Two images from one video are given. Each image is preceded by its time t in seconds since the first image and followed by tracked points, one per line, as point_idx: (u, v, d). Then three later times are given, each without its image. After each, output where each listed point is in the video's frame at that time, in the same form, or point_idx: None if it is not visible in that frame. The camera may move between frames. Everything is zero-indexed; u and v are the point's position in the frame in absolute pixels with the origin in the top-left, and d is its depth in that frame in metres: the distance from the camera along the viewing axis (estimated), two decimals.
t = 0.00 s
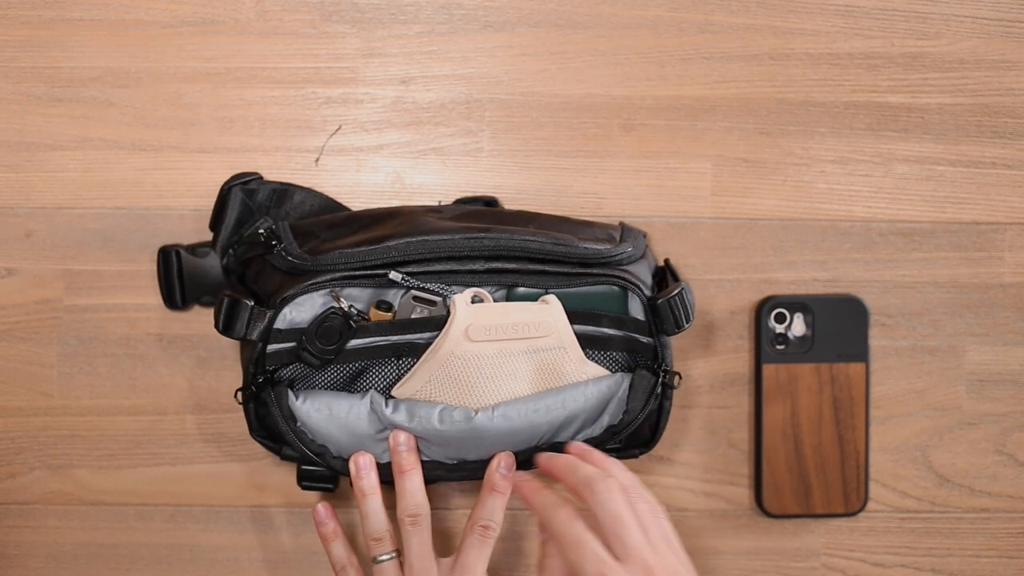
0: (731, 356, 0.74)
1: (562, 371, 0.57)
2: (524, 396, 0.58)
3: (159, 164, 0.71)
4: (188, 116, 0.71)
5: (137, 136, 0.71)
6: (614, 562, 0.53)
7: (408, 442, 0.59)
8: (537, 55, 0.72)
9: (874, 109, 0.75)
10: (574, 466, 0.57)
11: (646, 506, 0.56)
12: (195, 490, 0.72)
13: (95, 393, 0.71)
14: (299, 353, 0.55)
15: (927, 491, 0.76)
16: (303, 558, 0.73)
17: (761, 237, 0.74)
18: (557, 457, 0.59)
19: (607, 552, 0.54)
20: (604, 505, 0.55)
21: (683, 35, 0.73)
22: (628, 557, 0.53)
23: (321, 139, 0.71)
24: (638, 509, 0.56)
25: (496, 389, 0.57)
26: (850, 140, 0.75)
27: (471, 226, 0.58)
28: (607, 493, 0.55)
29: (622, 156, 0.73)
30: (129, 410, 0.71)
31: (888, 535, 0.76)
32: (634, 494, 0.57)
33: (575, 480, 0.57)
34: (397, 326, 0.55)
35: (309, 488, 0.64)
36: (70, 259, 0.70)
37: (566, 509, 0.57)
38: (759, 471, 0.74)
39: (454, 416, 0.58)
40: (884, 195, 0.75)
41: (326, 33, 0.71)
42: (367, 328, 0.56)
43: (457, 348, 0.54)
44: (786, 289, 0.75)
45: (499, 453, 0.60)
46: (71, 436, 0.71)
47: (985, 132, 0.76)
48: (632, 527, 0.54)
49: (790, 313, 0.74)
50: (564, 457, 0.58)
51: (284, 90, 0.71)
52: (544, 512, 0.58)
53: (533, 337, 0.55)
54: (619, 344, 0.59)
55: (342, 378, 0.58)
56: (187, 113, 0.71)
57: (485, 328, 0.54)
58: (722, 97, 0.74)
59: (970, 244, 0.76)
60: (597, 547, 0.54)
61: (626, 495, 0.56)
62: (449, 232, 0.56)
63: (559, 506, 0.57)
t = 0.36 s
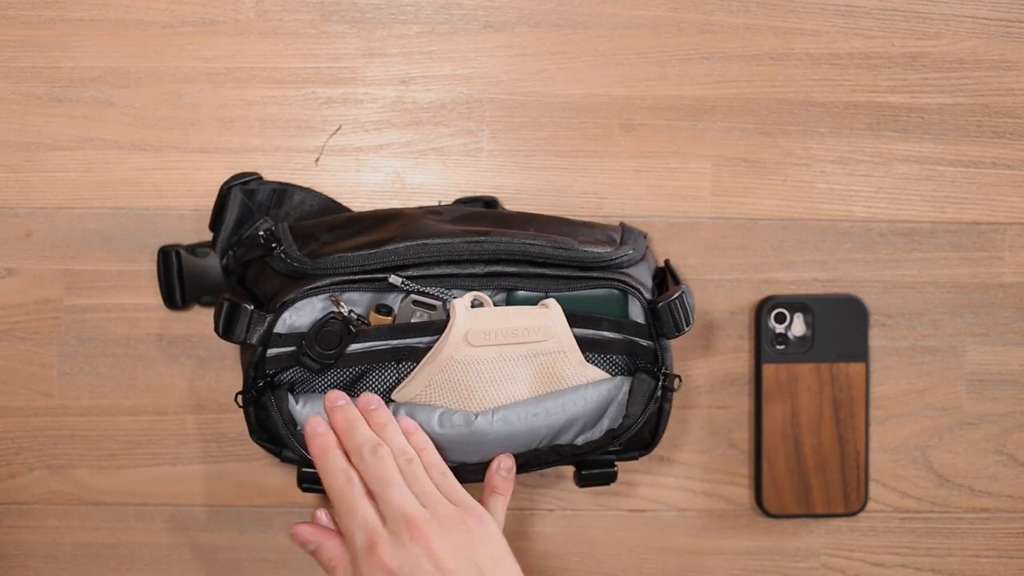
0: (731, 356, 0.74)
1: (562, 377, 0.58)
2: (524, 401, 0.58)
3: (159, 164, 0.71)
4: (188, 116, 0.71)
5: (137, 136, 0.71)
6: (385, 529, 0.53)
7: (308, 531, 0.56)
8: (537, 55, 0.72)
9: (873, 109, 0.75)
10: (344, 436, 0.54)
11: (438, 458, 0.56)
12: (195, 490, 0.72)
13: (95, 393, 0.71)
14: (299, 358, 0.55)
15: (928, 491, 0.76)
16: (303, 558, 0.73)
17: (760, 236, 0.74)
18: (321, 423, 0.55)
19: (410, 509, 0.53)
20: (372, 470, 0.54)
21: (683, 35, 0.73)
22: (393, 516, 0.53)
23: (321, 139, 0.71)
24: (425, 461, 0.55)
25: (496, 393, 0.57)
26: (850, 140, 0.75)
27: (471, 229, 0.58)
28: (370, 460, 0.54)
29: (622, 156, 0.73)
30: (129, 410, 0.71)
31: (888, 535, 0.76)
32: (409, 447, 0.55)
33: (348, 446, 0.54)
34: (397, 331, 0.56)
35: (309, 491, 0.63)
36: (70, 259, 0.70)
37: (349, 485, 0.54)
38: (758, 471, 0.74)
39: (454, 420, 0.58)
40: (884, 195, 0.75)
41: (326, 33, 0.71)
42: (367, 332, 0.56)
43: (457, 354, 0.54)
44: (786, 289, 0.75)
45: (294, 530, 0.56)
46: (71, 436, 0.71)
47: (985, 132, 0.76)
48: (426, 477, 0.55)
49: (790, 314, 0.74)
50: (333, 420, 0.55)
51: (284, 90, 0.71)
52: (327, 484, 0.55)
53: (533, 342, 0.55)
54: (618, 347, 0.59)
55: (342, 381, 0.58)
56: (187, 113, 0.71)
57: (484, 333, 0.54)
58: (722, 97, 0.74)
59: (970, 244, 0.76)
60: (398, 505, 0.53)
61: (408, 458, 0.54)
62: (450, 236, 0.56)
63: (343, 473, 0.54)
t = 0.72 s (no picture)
0: (731, 356, 0.74)
1: (561, 382, 0.58)
2: (524, 406, 0.58)
3: (159, 164, 0.71)
4: (188, 116, 0.71)
5: (137, 136, 0.71)
6: (348, 514, 0.52)
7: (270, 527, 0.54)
8: (537, 55, 0.72)
9: (874, 109, 0.75)
10: (313, 431, 0.54)
11: (403, 456, 0.55)
12: (195, 490, 0.72)
13: (95, 393, 0.71)
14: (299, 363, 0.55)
15: (927, 491, 0.76)
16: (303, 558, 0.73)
17: (760, 236, 0.74)
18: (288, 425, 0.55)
19: (376, 498, 0.52)
20: (337, 463, 0.53)
21: (683, 35, 0.73)
22: (358, 505, 0.52)
23: (321, 139, 0.71)
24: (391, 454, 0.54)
25: (496, 398, 0.57)
26: (850, 140, 0.75)
27: (470, 232, 0.58)
28: (337, 452, 0.53)
29: (622, 156, 0.73)
30: (129, 410, 0.71)
31: (888, 535, 0.76)
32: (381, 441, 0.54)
33: (315, 441, 0.54)
34: (398, 336, 0.55)
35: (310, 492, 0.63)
36: (70, 259, 0.70)
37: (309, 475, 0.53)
38: (758, 471, 0.74)
39: (454, 425, 0.58)
40: (884, 195, 0.75)
41: (326, 33, 0.71)
42: (367, 337, 0.55)
43: (456, 360, 0.54)
44: (786, 289, 0.75)
45: (249, 523, 0.53)
46: (71, 436, 0.71)
47: (985, 132, 0.76)
48: (390, 474, 0.53)
49: (790, 314, 0.74)
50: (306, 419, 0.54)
51: (284, 90, 0.71)
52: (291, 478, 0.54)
53: (533, 349, 0.55)
54: (618, 350, 0.59)
55: (342, 386, 0.58)
56: (187, 113, 0.71)
57: (483, 339, 0.54)
58: (722, 97, 0.74)
59: (970, 244, 0.76)
60: (361, 493, 0.52)
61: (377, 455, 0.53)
62: (449, 240, 0.56)
63: (308, 466, 0.53)
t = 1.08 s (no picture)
0: (731, 356, 0.74)
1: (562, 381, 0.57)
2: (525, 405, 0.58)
3: (159, 164, 0.71)
4: (188, 116, 0.71)
5: (137, 136, 0.71)
6: (594, 472, 0.44)
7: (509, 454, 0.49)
8: (537, 55, 0.72)
9: (874, 109, 0.75)
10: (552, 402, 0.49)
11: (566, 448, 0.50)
12: (195, 490, 0.72)
13: (95, 393, 0.71)
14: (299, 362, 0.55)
15: (928, 491, 0.76)
16: (303, 558, 0.73)
17: (760, 236, 0.74)
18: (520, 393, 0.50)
19: (620, 462, 0.45)
20: (582, 425, 0.47)
21: (683, 35, 0.73)
22: (605, 467, 0.45)
23: (321, 139, 0.71)
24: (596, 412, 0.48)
25: (496, 396, 0.57)
26: (850, 140, 0.75)
27: (470, 231, 0.58)
28: (583, 416, 0.47)
29: (622, 156, 0.73)
30: (129, 410, 0.71)
31: (888, 535, 0.76)
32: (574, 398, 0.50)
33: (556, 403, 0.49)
34: (398, 335, 0.56)
35: (310, 493, 0.63)
36: (70, 259, 0.70)
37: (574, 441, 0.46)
38: (758, 471, 0.74)
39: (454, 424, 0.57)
40: (884, 195, 0.75)
41: (326, 33, 0.71)
42: (368, 336, 0.56)
43: (456, 358, 0.54)
44: (786, 289, 0.75)
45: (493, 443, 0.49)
46: (71, 436, 0.71)
47: (985, 132, 0.76)
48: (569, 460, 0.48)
49: (790, 314, 0.74)
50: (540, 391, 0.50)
51: (284, 90, 0.71)
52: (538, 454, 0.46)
53: (533, 346, 0.55)
54: (618, 350, 0.59)
55: (342, 384, 0.59)
56: (187, 113, 0.71)
57: (484, 337, 0.54)
58: (722, 97, 0.74)
59: (970, 244, 0.76)
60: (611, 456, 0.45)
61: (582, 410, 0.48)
62: (450, 239, 0.56)
63: (552, 421, 0.47)
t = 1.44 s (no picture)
0: (731, 356, 0.74)
1: (561, 376, 0.58)
2: (524, 400, 0.58)
3: (159, 164, 0.71)
4: (188, 116, 0.71)
5: (137, 136, 0.71)
6: (370, 512, 0.49)
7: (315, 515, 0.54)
8: (537, 54, 0.72)
9: (873, 109, 0.75)
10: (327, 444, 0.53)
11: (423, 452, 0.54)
12: (195, 490, 0.72)
13: (95, 393, 0.71)
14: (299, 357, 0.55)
15: (928, 491, 0.76)
16: (303, 558, 0.73)
17: (760, 236, 0.74)
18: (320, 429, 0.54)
19: (396, 492, 0.49)
20: (354, 464, 0.51)
21: (683, 35, 0.73)
22: (379, 503, 0.49)
23: (321, 139, 0.71)
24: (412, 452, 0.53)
25: (496, 392, 0.57)
26: (850, 140, 0.75)
27: (470, 228, 0.58)
28: (354, 453, 0.52)
29: (622, 156, 0.73)
30: (129, 410, 0.71)
31: (888, 535, 0.76)
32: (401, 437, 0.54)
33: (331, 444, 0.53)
34: (398, 330, 0.56)
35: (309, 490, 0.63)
36: (70, 259, 0.70)
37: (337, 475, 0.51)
38: (758, 471, 0.74)
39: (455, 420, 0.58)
40: (884, 195, 0.75)
41: (326, 33, 0.71)
42: (368, 332, 0.56)
43: (456, 353, 0.54)
44: (786, 289, 0.75)
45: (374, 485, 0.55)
46: (71, 436, 0.71)
47: (985, 132, 0.76)
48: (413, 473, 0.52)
49: (790, 313, 0.74)
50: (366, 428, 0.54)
51: (284, 90, 0.71)
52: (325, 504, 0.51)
53: (533, 341, 0.55)
54: (618, 347, 0.59)
55: (342, 380, 0.58)
56: (187, 113, 0.71)
57: (484, 331, 0.54)
58: (722, 97, 0.74)
59: (970, 244, 0.76)
60: (378, 490, 0.50)
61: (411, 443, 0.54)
62: (449, 235, 0.56)
63: (323, 468, 0.52)
